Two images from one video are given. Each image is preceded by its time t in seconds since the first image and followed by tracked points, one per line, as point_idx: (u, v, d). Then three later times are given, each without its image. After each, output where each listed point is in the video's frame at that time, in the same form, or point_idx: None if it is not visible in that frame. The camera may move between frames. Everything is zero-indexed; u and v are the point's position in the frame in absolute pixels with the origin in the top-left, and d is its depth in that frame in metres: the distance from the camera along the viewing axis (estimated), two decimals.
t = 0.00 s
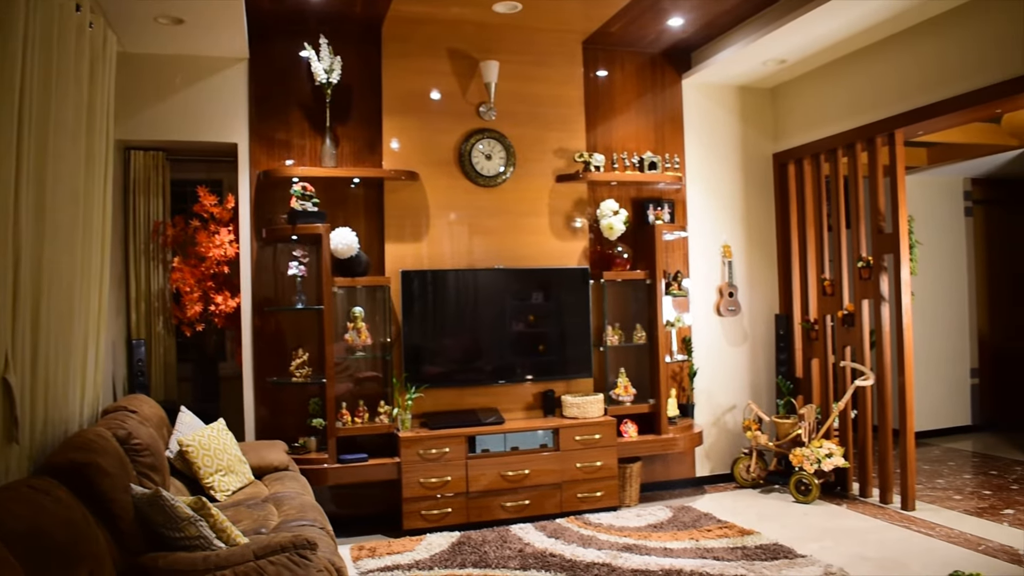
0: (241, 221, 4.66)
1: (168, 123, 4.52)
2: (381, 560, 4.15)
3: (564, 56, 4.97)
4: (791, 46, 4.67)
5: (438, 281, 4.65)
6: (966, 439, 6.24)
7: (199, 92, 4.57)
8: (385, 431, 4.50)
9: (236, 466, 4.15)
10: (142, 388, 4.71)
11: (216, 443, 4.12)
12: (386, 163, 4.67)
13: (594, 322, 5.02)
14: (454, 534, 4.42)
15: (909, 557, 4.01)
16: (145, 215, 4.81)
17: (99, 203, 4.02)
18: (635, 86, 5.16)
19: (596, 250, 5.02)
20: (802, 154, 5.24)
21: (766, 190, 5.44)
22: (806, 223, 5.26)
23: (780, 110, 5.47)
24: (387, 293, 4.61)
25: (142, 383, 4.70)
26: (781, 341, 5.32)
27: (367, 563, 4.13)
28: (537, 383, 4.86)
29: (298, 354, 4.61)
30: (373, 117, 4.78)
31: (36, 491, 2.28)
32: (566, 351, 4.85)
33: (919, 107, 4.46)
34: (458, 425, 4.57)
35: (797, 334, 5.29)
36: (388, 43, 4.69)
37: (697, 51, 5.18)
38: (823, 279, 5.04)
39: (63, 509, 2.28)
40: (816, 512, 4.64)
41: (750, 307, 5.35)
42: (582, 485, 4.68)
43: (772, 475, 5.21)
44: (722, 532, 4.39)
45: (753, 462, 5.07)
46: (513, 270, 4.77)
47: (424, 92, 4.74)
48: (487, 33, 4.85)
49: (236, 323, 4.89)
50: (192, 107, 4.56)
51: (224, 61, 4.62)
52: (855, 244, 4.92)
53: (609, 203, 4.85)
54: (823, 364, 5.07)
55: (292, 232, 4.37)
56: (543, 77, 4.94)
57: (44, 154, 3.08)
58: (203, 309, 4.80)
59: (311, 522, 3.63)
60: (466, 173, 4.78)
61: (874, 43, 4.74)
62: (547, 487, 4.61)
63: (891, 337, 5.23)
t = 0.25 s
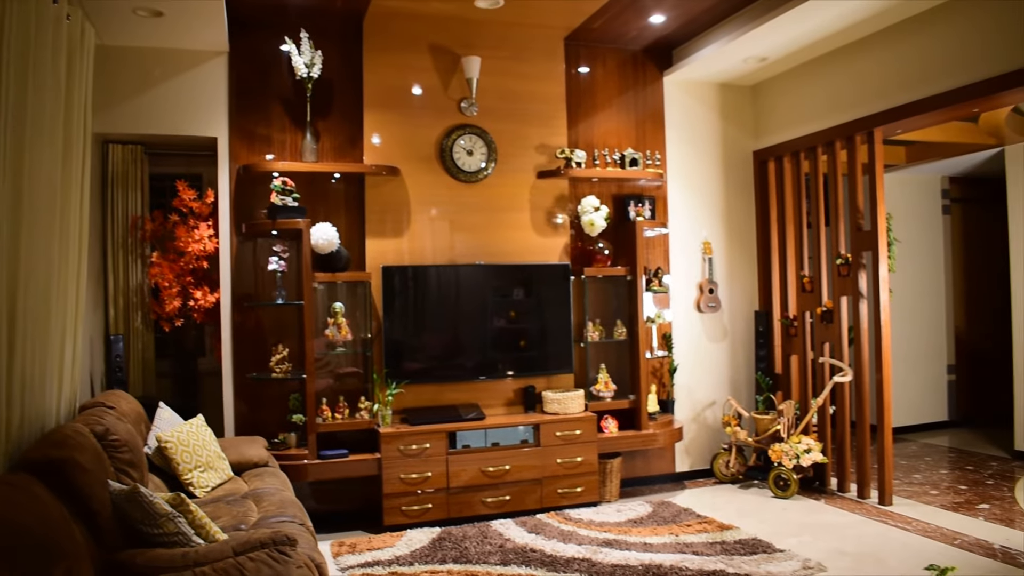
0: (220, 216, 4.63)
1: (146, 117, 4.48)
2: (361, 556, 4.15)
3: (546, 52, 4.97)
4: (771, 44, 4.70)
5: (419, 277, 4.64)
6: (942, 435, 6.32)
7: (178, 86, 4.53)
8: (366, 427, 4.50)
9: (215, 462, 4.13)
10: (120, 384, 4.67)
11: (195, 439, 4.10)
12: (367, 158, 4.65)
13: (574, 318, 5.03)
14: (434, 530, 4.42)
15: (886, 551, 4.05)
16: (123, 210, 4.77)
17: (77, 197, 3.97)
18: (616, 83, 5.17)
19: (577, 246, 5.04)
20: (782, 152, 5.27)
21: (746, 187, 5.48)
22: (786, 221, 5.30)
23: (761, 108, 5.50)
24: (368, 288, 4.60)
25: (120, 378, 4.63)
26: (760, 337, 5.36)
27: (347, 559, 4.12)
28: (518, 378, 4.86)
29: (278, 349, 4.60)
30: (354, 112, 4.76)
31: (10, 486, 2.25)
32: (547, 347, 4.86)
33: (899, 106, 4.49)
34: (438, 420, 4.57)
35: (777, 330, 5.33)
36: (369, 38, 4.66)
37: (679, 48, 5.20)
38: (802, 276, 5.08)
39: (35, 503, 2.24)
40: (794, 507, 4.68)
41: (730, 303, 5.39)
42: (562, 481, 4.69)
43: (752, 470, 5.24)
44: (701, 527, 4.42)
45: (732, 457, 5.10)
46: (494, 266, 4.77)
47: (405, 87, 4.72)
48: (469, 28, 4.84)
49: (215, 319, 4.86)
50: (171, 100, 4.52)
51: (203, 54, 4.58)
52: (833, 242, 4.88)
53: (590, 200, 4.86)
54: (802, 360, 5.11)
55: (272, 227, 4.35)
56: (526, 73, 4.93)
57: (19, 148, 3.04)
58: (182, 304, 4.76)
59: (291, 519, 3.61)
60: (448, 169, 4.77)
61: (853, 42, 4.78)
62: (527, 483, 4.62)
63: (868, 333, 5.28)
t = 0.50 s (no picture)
0: (207, 207, 4.62)
1: (133, 107, 4.45)
2: (349, 548, 4.15)
3: (535, 45, 4.96)
4: (760, 38, 4.70)
5: (407, 269, 4.64)
6: (928, 428, 6.36)
7: (165, 76, 4.50)
8: (353, 419, 4.47)
9: (202, 455, 4.12)
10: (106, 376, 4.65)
11: (182, 431, 4.08)
12: (355, 150, 4.64)
13: (562, 311, 5.03)
14: (422, 522, 4.43)
15: (871, 544, 4.09)
16: (110, 200, 4.74)
17: (63, 187, 3.94)
18: (605, 76, 5.17)
19: (566, 240, 5.05)
20: (770, 146, 5.28)
21: (735, 182, 5.50)
22: (774, 215, 5.31)
23: (749, 102, 5.52)
24: (356, 281, 4.59)
25: (106, 370, 4.60)
26: (748, 331, 5.38)
27: (334, 551, 4.13)
28: (506, 371, 4.87)
29: (266, 341, 4.60)
30: (342, 103, 4.74)
31: None
32: (536, 340, 4.87)
33: (887, 101, 4.51)
34: (426, 413, 4.57)
35: (764, 324, 5.35)
36: (358, 29, 4.64)
37: (668, 42, 5.20)
38: (789, 270, 5.08)
39: (21, 498, 2.20)
40: (780, 499, 4.70)
41: (718, 296, 5.41)
42: (550, 473, 4.70)
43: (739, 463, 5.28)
44: (688, 520, 4.44)
45: (719, 450, 5.13)
46: (483, 259, 4.77)
47: (393, 79, 4.71)
48: (458, 20, 4.83)
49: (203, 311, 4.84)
50: (158, 90, 4.49)
51: (191, 45, 4.55)
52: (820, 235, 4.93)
53: (579, 193, 4.86)
54: (789, 354, 5.12)
55: (260, 219, 4.33)
56: (515, 66, 4.93)
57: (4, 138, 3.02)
58: (169, 296, 4.72)
59: (279, 510, 3.61)
60: (436, 161, 4.76)
61: (842, 37, 4.79)
62: (515, 475, 4.63)
63: (855, 327, 5.29)
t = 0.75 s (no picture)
0: (193, 198, 4.59)
1: (118, 97, 4.41)
2: (334, 539, 4.15)
3: (524, 37, 4.95)
4: (748, 32, 4.71)
5: (394, 261, 4.62)
6: (911, 421, 6.41)
7: (150, 65, 4.46)
8: (340, 411, 4.47)
9: (188, 446, 4.10)
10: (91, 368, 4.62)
11: (167, 423, 4.07)
12: (342, 141, 4.62)
13: (549, 304, 5.04)
14: (408, 514, 4.43)
15: (854, 535, 4.12)
16: (94, 190, 4.71)
17: (46, 177, 3.89)
18: (593, 69, 5.17)
19: (552, 233, 5.04)
20: (757, 140, 5.29)
21: (721, 175, 5.51)
22: (760, 208, 5.33)
23: (737, 96, 5.53)
24: (342, 273, 4.59)
25: (91, 362, 4.59)
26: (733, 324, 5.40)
27: (320, 543, 4.12)
28: (493, 363, 4.87)
29: (251, 333, 4.58)
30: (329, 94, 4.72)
31: None
32: (522, 332, 4.87)
33: (874, 96, 4.53)
34: (413, 405, 4.57)
35: (750, 317, 5.37)
36: (345, 19, 4.62)
37: (656, 35, 5.19)
38: (775, 264, 5.10)
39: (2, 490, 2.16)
40: (765, 491, 4.73)
41: (704, 290, 5.43)
42: (536, 465, 4.71)
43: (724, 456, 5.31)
44: (673, 512, 4.46)
45: (704, 443, 5.16)
46: (470, 251, 4.76)
47: (380, 70, 4.69)
48: (446, 11, 4.81)
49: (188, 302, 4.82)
50: (142, 80, 4.45)
51: (176, 34, 4.51)
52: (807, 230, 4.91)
53: (566, 185, 4.86)
54: (774, 347, 5.14)
55: (246, 210, 4.31)
56: (503, 58, 4.91)
57: None
58: (154, 287, 4.70)
59: (264, 503, 3.61)
60: (423, 153, 4.75)
61: (829, 31, 4.80)
62: (501, 468, 4.64)
63: (840, 321, 5.31)
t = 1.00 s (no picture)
0: (178, 194, 4.58)
1: (102, 91, 4.37)
2: (320, 536, 4.14)
3: (511, 33, 4.95)
4: (734, 29, 4.72)
5: (380, 256, 4.61)
6: (896, 417, 6.45)
7: (135, 60, 4.43)
8: (326, 407, 4.46)
9: (172, 443, 4.08)
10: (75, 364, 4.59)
11: (152, 419, 4.04)
12: (329, 137, 4.61)
13: (536, 300, 5.03)
14: (394, 510, 4.42)
15: (838, 530, 4.14)
16: (78, 186, 4.67)
17: (29, 171, 3.85)
18: (580, 65, 5.17)
19: (539, 229, 5.04)
20: (743, 137, 5.31)
21: (708, 172, 5.53)
22: (746, 205, 5.35)
23: (723, 93, 5.54)
24: (329, 269, 4.57)
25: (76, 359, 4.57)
26: (719, 321, 5.42)
27: (306, 539, 4.11)
28: (479, 360, 4.87)
29: (236, 329, 4.56)
30: (315, 89, 4.70)
31: None
32: (509, 329, 4.87)
33: (861, 93, 4.55)
34: (399, 401, 4.56)
35: (735, 314, 5.38)
36: (331, 14, 4.60)
37: (643, 32, 5.20)
38: (761, 260, 5.12)
39: None
40: (750, 487, 4.75)
41: (690, 286, 5.44)
42: (522, 461, 4.71)
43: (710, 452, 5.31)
44: (659, 507, 4.47)
45: (690, 439, 5.17)
46: (456, 247, 4.76)
47: (367, 65, 4.67)
48: (433, 7, 4.80)
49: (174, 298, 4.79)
50: (127, 74, 4.42)
51: (161, 29, 4.48)
52: (793, 227, 4.89)
53: (553, 181, 4.85)
54: (760, 343, 5.16)
55: (231, 205, 4.29)
56: (490, 54, 4.91)
57: None
58: (138, 283, 4.66)
59: (249, 499, 3.59)
60: (410, 149, 4.74)
61: (815, 29, 4.82)
62: (487, 464, 4.64)
63: (825, 317, 5.33)
